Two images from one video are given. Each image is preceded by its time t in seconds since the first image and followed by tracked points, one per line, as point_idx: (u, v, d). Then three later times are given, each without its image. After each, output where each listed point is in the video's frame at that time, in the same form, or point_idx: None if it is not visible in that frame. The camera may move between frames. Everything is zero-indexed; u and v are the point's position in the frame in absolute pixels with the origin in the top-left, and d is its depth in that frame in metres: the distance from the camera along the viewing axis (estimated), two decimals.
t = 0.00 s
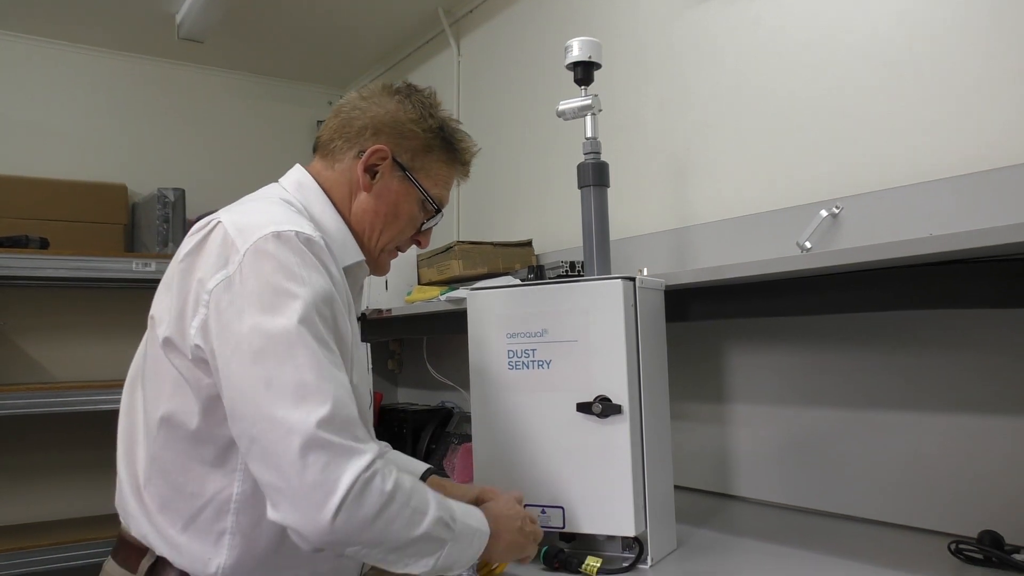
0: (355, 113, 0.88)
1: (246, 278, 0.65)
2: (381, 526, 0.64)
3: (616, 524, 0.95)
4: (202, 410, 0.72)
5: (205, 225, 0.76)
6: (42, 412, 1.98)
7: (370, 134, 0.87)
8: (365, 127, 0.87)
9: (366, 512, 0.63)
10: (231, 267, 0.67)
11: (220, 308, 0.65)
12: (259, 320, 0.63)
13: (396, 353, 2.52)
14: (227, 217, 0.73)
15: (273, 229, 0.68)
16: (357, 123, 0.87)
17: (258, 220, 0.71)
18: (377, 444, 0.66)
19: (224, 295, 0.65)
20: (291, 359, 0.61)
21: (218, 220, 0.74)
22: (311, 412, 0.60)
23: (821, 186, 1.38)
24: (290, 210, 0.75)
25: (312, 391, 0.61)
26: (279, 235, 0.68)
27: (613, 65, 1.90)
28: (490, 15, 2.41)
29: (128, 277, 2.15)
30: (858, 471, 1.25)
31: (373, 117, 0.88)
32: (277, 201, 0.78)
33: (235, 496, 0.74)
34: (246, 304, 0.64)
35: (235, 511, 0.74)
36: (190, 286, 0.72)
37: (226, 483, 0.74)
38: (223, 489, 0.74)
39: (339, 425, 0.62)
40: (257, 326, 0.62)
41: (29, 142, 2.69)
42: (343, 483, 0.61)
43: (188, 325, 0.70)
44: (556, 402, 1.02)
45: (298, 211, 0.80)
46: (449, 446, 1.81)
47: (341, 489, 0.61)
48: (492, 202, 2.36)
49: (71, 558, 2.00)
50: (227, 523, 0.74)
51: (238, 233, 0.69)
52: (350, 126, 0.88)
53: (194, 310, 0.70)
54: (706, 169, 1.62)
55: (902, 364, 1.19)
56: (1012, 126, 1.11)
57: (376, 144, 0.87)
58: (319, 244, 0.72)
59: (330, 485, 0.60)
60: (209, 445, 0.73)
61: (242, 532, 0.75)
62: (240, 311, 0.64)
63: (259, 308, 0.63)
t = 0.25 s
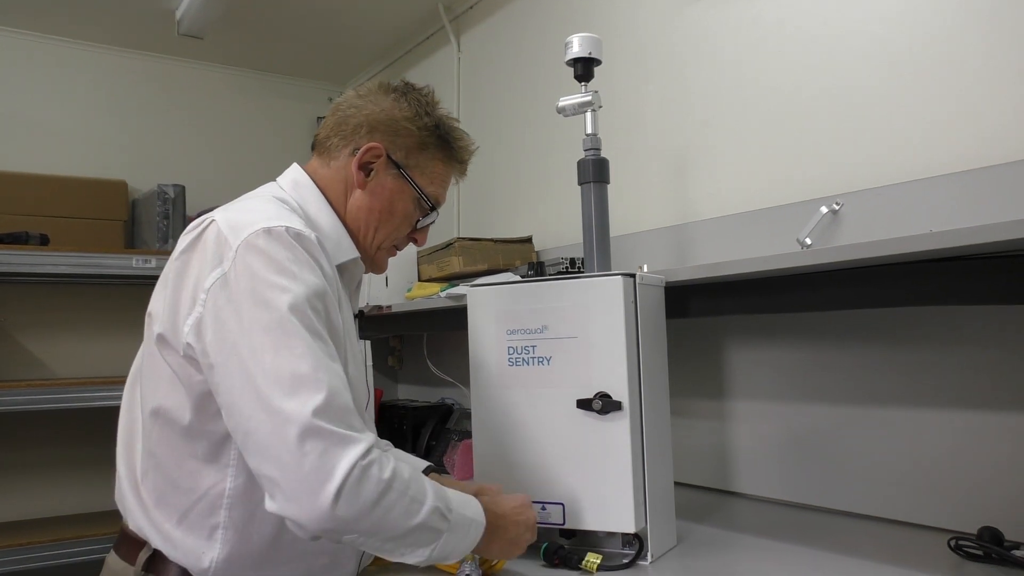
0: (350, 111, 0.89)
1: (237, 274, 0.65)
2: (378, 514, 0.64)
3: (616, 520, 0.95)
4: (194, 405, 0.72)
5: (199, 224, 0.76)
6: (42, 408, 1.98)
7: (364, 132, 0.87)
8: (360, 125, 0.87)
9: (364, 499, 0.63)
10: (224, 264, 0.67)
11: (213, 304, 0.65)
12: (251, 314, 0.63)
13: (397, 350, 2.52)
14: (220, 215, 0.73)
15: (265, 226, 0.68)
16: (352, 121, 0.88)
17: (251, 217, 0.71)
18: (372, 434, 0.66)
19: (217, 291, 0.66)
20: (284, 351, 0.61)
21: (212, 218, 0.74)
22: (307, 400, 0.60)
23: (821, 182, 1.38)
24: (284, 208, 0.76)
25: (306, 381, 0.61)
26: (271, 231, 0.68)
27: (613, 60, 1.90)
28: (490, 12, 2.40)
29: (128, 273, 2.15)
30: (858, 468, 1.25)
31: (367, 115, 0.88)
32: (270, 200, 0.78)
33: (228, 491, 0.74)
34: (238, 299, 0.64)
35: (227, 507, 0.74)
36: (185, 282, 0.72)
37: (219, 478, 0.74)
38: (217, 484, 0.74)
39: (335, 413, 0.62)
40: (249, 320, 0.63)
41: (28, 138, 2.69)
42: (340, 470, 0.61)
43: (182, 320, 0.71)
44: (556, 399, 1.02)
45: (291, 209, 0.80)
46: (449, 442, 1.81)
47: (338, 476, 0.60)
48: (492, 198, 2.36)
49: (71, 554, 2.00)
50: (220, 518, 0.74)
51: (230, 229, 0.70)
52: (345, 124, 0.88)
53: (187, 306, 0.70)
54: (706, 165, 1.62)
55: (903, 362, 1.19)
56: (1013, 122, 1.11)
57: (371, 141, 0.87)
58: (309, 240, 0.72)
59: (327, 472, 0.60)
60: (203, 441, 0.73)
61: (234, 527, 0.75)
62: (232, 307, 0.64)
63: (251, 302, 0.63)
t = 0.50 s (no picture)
0: (350, 111, 0.88)
1: (228, 275, 0.65)
2: (341, 528, 0.63)
3: (616, 519, 0.95)
4: (188, 401, 0.72)
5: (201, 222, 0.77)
6: (42, 407, 1.98)
7: (364, 132, 0.87)
8: (359, 124, 0.87)
9: (328, 511, 0.62)
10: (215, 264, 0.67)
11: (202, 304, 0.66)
12: (234, 316, 0.63)
13: (397, 349, 2.53)
14: (216, 214, 0.74)
15: (258, 228, 0.68)
16: (351, 121, 0.87)
17: (246, 217, 0.71)
18: (343, 446, 0.65)
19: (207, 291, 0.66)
20: (256, 357, 0.61)
21: (208, 217, 0.75)
22: (271, 409, 0.60)
23: (821, 180, 1.38)
24: (281, 208, 0.76)
25: (274, 389, 0.61)
26: (263, 232, 0.68)
27: (613, 59, 1.90)
28: (490, 10, 2.40)
29: (128, 272, 2.15)
30: (858, 467, 1.25)
31: (367, 114, 0.87)
32: (269, 200, 0.78)
33: (224, 489, 0.74)
34: (224, 301, 0.64)
35: (224, 504, 0.73)
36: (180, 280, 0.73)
37: (216, 476, 0.74)
38: (214, 482, 0.74)
39: (303, 422, 0.62)
40: (231, 323, 0.63)
41: (29, 137, 2.69)
42: (299, 481, 0.60)
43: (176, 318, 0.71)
44: (556, 397, 1.02)
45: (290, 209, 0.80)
46: (449, 441, 1.81)
47: (294, 488, 0.60)
48: (492, 197, 2.36)
49: (71, 552, 2.00)
50: (217, 514, 0.74)
51: (224, 229, 0.70)
52: (345, 123, 0.88)
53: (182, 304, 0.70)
54: (706, 163, 1.62)
55: (903, 360, 1.19)
56: (1013, 120, 1.11)
57: (371, 141, 0.87)
58: (304, 241, 0.71)
59: (284, 482, 0.60)
60: (200, 438, 0.74)
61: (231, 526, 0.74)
62: (217, 309, 0.64)
63: (237, 304, 0.63)
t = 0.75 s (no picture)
0: (348, 111, 0.87)
1: (254, 284, 0.67)
2: (451, 506, 0.69)
3: (615, 519, 0.95)
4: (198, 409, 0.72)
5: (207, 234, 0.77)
6: (43, 408, 1.98)
7: (363, 133, 0.86)
8: (358, 125, 0.86)
9: (433, 491, 0.67)
10: (236, 277, 0.68)
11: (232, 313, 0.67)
12: (286, 322, 0.65)
13: (397, 348, 2.53)
14: (228, 224, 0.74)
15: (277, 238, 0.70)
16: (349, 122, 0.86)
17: (263, 228, 0.72)
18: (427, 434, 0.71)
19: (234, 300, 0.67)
20: (340, 358, 0.65)
21: (218, 227, 0.75)
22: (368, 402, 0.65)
23: (821, 180, 1.38)
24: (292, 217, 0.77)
25: (356, 384, 0.65)
26: (285, 243, 0.70)
27: (613, 59, 1.90)
28: (490, 10, 2.40)
29: (127, 272, 2.15)
30: (858, 467, 1.25)
31: (365, 115, 0.86)
32: (275, 207, 0.79)
33: (231, 492, 0.74)
34: (265, 313, 0.65)
35: (229, 506, 0.74)
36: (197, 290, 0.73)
37: (220, 480, 0.74)
38: (218, 486, 0.74)
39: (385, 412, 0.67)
40: (279, 330, 0.64)
41: (29, 136, 2.69)
42: (412, 463, 0.66)
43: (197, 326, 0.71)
44: (556, 397, 1.02)
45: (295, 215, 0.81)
46: (449, 441, 1.82)
47: (412, 468, 0.66)
48: (492, 196, 2.36)
49: (71, 553, 2.00)
50: (221, 517, 0.74)
51: (240, 240, 0.71)
52: (343, 124, 0.87)
53: (203, 313, 0.71)
54: (705, 163, 1.62)
55: (903, 360, 1.19)
56: (1013, 120, 1.11)
57: (370, 142, 0.86)
58: (324, 250, 0.74)
59: (402, 465, 0.65)
60: (209, 443, 0.74)
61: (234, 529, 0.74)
62: (254, 318, 0.65)
63: (274, 312, 0.65)
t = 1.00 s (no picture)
0: (351, 111, 0.87)
1: (291, 293, 0.66)
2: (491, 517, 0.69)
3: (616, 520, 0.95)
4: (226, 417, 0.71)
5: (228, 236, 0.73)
6: (42, 408, 1.98)
7: (367, 133, 0.86)
8: (361, 125, 0.86)
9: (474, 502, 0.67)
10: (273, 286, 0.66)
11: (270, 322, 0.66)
12: (328, 332, 0.64)
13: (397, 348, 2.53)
14: (257, 229, 0.72)
15: (313, 247, 0.69)
16: (352, 122, 0.86)
17: (295, 236, 0.71)
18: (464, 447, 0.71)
19: (272, 308, 0.66)
20: (382, 370, 0.65)
21: (242, 230, 0.73)
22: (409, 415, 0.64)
23: (821, 180, 1.38)
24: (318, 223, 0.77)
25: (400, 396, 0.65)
26: (323, 253, 0.69)
27: (612, 60, 1.90)
28: (490, 10, 2.40)
29: (128, 272, 2.15)
30: (858, 467, 1.25)
31: (368, 115, 0.86)
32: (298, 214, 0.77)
33: (249, 499, 0.73)
34: (307, 323, 0.64)
35: (250, 513, 0.73)
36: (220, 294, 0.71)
37: (239, 487, 0.73)
38: (237, 493, 0.73)
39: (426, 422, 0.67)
40: (323, 341, 0.64)
41: (29, 136, 2.69)
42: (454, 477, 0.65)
43: (224, 332, 0.69)
44: (557, 397, 1.02)
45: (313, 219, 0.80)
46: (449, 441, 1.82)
47: (452, 478, 0.65)
48: (492, 196, 2.36)
49: (71, 553, 2.00)
50: (241, 525, 0.73)
51: (271, 246, 0.69)
52: (347, 125, 0.87)
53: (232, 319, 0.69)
54: (705, 163, 1.62)
55: (904, 360, 1.19)
56: (1013, 120, 1.11)
57: (374, 142, 0.87)
58: (356, 258, 0.73)
59: (442, 476, 0.65)
60: (230, 450, 0.72)
61: (250, 535, 0.74)
62: (295, 327, 0.65)
63: (315, 322, 0.64)
